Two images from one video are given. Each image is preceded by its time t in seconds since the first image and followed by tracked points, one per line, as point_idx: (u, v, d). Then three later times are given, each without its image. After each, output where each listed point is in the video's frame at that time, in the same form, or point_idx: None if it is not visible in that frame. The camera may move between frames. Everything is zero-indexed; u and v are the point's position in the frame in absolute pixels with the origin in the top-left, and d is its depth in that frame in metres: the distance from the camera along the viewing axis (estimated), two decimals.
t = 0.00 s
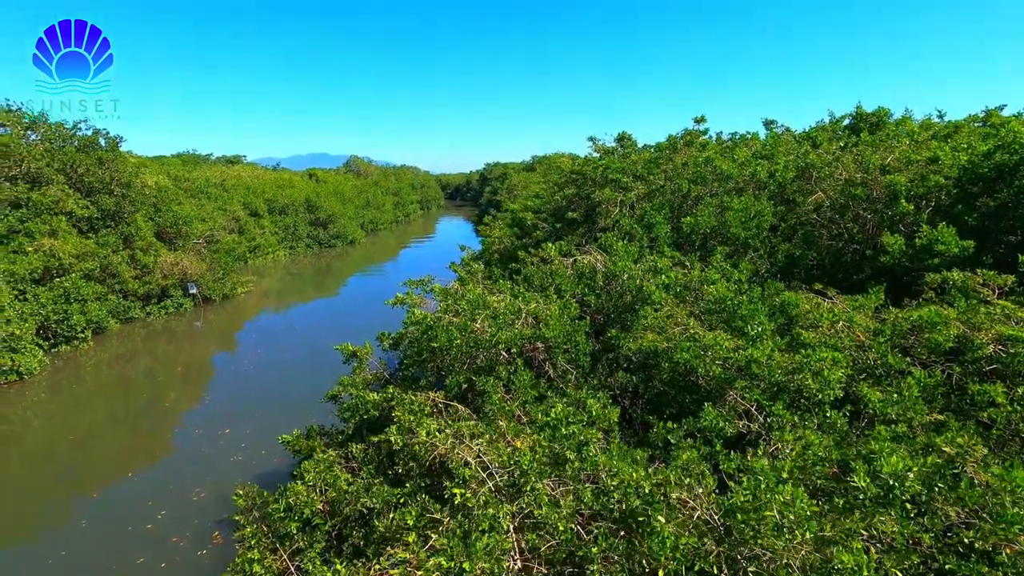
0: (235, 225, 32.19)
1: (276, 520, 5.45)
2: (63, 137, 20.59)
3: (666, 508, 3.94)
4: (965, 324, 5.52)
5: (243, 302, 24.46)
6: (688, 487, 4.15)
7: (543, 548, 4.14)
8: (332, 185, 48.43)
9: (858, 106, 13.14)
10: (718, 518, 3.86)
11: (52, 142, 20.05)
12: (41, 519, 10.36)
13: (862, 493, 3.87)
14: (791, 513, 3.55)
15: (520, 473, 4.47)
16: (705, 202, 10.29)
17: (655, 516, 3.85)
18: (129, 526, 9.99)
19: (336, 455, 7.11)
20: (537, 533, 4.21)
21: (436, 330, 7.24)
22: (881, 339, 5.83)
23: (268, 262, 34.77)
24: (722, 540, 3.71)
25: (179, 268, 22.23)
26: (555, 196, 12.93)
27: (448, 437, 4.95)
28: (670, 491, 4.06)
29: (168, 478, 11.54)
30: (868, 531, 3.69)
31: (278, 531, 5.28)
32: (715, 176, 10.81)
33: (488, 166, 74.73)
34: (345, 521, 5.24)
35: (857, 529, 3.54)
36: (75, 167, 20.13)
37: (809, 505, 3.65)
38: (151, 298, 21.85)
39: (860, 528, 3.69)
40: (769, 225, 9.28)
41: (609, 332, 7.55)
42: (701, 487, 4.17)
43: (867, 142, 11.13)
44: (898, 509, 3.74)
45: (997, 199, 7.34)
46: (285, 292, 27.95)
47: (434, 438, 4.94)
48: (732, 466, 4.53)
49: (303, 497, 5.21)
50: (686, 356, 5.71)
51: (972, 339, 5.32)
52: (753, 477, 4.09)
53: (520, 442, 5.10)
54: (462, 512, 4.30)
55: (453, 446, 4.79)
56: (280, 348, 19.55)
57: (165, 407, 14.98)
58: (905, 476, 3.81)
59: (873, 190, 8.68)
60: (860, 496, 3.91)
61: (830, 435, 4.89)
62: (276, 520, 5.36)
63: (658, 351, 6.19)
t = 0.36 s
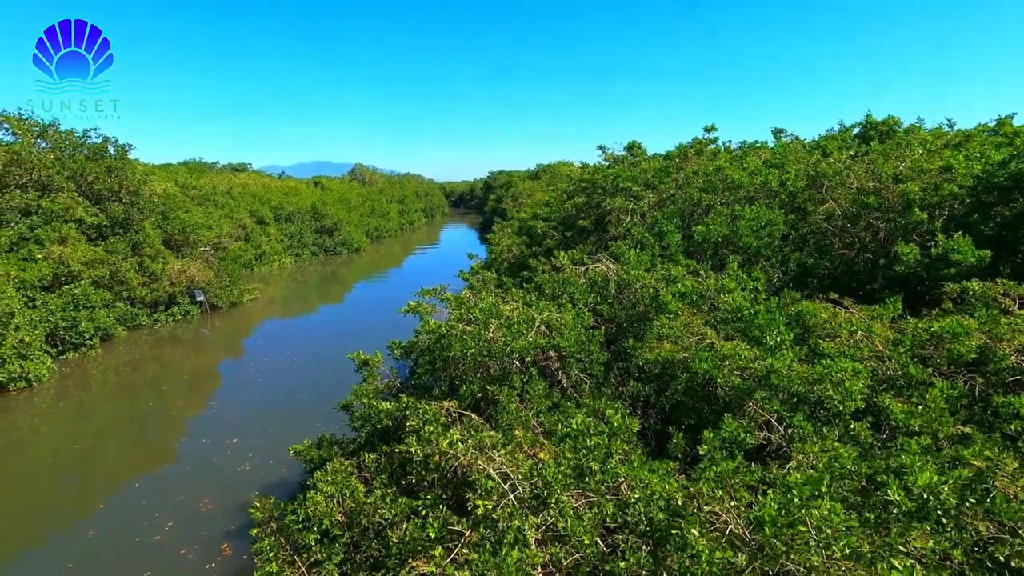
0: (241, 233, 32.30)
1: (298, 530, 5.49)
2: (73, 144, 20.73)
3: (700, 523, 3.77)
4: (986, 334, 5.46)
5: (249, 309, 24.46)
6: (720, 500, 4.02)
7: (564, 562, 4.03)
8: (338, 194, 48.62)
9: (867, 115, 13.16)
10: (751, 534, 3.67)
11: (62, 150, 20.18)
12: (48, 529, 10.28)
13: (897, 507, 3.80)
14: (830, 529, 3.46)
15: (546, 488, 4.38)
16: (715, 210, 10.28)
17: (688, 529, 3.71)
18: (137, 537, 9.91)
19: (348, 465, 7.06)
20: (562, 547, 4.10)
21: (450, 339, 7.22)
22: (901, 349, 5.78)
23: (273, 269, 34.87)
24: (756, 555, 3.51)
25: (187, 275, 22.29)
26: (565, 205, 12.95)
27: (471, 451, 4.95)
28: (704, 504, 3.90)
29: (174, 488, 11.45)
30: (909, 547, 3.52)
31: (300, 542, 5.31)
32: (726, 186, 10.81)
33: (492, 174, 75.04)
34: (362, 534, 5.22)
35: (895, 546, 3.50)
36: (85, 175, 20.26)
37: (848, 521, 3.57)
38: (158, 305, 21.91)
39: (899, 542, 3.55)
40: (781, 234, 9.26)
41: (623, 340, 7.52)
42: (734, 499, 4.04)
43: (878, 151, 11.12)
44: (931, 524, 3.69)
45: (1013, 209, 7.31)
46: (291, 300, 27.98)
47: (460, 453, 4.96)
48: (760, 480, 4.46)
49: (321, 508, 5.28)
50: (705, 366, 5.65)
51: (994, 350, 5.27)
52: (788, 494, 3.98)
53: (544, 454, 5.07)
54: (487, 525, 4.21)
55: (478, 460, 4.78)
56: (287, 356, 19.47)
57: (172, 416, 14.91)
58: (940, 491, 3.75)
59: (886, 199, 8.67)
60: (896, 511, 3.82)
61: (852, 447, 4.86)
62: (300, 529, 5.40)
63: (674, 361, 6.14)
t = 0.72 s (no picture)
0: (245, 239, 32.29)
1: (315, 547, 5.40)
2: (78, 150, 20.72)
3: (738, 540, 3.62)
4: (1012, 343, 5.37)
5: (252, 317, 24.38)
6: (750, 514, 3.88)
7: None
8: (341, 201, 48.70)
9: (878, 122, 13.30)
10: (788, 550, 3.52)
11: (67, 156, 20.17)
12: (50, 541, 10.13)
13: (940, 522, 3.66)
14: (875, 545, 3.33)
15: (573, 500, 4.23)
16: (726, 217, 10.22)
17: (728, 547, 3.56)
18: (141, 550, 9.76)
19: (360, 475, 6.97)
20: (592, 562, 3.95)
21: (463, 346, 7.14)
22: (924, 358, 5.68)
23: (277, 276, 34.84)
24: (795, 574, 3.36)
25: (191, 282, 22.26)
26: (573, 212, 12.91)
27: (494, 462, 4.85)
28: (742, 519, 3.73)
29: (178, 499, 11.30)
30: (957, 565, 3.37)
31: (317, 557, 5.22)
32: (736, 193, 10.76)
33: (495, 181, 75.20)
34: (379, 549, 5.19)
35: (943, 563, 3.37)
36: (91, 182, 20.26)
37: (896, 538, 3.42)
38: (162, 312, 21.86)
39: (946, 560, 3.39)
40: (793, 241, 9.19)
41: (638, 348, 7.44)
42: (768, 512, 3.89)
43: (889, 158, 11.10)
44: (979, 541, 3.53)
45: None
46: (294, 307, 27.92)
47: (484, 465, 4.86)
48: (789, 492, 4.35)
49: (338, 522, 5.23)
50: (726, 375, 5.55)
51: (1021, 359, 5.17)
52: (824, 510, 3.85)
53: (569, 466, 4.94)
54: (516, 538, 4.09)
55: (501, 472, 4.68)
56: (291, 364, 19.32)
57: (175, 424, 14.77)
58: (985, 506, 3.60)
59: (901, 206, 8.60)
60: (940, 528, 3.67)
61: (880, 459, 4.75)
62: (316, 541, 5.31)
63: (693, 370, 6.04)
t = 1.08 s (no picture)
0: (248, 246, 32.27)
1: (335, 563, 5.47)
2: (85, 157, 20.72)
3: (784, 558, 3.50)
4: None
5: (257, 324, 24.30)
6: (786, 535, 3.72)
7: None
8: (345, 208, 48.77)
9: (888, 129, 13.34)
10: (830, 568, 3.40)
11: (73, 163, 20.16)
12: (54, 552, 9.98)
13: (991, 541, 3.53)
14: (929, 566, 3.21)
15: (607, 516, 4.13)
16: (738, 225, 10.17)
17: (776, 570, 3.42)
18: (147, 563, 9.60)
19: (373, 485, 6.90)
20: None
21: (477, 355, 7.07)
22: (949, 367, 5.60)
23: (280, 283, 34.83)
24: None
25: (196, 289, 22.21)
26: (583, 220, 12.89)
27: (521, 475, 4.74)
28: (786, 535, 3.59)
29: (184, 510, 11.14)
30: None
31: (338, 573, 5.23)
32: (748, 200, 10.72)
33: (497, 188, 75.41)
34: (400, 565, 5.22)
35: None
36: (97, 189, 20.25)
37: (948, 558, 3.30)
38: (167, 319, 21.81)
39: None
40: (806, 249, 9.13)
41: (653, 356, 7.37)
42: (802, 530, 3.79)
43: (900, 165, 11.09)
44: None
45: None
46: (298, 314, 27.87)
47: (510, 477, 4.75)
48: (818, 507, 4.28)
49: (357, 539, 5.26)
50: (749, 385, 5.45)
51: None
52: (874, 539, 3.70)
53: (598, 482, 4.80)
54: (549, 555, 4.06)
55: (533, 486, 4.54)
56: (296, 372, 19.15)
57: (181, 433, 14.63)
58: None
59: (917, 213, 8.53)
60: (990, 547, 3.55)
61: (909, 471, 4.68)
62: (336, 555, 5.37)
63: (713, 380, 5.96)
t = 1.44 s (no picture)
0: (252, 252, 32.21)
1: None
2: (92, 163, 20.69)
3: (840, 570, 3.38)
4: None
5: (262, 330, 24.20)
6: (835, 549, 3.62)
7: None
8: (348, 214, 48.79)
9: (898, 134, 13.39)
10: None
11: (80, 169, 20.13)
12: (61, 563, 9.84)
13: None
14: None
15: (647, 525, 4.07)
16: (752, 230, 10.10)
17: None
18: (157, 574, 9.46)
19: (390, 494, 6.82)
20: None
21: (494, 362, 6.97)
22: (979, 374, 5.49)
23: (284, 290, 34.78)
24: None
25: (201, 296, 22.17)
26: (593, 226, 12.83)
27: (553, 484, 4.67)
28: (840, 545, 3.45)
29: (193, 520, 10.99)
30: None
31: None
32: (761, 206, 10.66)
33: (500, 195, 75.53)
34: None
35: None
36: (104, 195, 20.23)
37: None
38: (173, 326, 21.75)
39: None
40: (822, 254, 9.05)
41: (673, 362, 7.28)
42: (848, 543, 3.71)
43: (913, 171, 11.08)
44: None
45: None
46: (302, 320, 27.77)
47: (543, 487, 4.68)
48: (855, 517, 4.19)
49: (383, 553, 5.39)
50: (778, 392, 5.34)
51: None
52: (935, 557, 3.73)
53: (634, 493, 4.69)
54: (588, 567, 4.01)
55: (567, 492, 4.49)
56: (302, 378, 19.02)
57: (187, 440, 14.51)
58: None
59: (936, 218, 8.44)
60: None
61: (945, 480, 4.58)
62: (359, 566, 5.35)
63: (738, 386, 5.87)
